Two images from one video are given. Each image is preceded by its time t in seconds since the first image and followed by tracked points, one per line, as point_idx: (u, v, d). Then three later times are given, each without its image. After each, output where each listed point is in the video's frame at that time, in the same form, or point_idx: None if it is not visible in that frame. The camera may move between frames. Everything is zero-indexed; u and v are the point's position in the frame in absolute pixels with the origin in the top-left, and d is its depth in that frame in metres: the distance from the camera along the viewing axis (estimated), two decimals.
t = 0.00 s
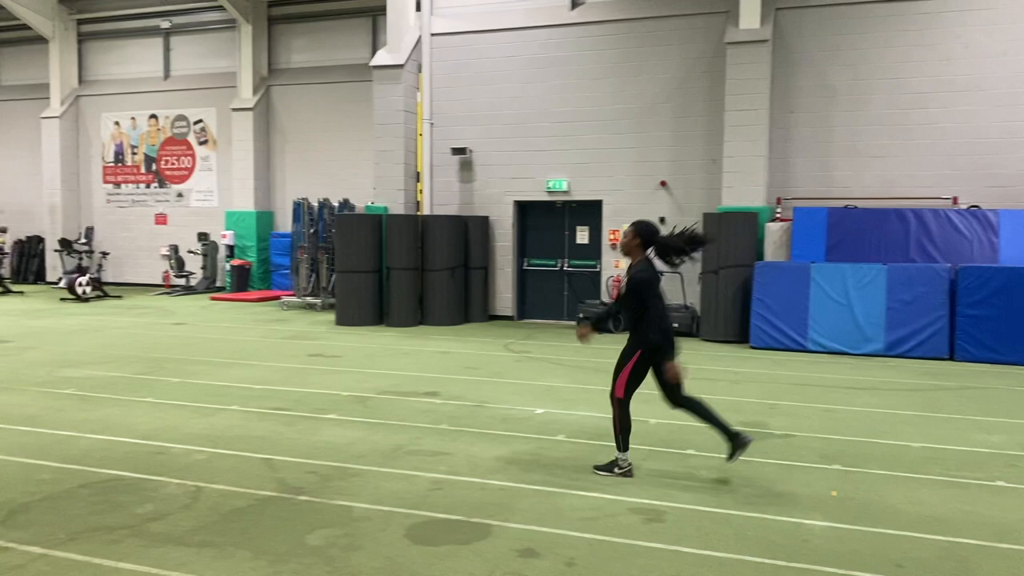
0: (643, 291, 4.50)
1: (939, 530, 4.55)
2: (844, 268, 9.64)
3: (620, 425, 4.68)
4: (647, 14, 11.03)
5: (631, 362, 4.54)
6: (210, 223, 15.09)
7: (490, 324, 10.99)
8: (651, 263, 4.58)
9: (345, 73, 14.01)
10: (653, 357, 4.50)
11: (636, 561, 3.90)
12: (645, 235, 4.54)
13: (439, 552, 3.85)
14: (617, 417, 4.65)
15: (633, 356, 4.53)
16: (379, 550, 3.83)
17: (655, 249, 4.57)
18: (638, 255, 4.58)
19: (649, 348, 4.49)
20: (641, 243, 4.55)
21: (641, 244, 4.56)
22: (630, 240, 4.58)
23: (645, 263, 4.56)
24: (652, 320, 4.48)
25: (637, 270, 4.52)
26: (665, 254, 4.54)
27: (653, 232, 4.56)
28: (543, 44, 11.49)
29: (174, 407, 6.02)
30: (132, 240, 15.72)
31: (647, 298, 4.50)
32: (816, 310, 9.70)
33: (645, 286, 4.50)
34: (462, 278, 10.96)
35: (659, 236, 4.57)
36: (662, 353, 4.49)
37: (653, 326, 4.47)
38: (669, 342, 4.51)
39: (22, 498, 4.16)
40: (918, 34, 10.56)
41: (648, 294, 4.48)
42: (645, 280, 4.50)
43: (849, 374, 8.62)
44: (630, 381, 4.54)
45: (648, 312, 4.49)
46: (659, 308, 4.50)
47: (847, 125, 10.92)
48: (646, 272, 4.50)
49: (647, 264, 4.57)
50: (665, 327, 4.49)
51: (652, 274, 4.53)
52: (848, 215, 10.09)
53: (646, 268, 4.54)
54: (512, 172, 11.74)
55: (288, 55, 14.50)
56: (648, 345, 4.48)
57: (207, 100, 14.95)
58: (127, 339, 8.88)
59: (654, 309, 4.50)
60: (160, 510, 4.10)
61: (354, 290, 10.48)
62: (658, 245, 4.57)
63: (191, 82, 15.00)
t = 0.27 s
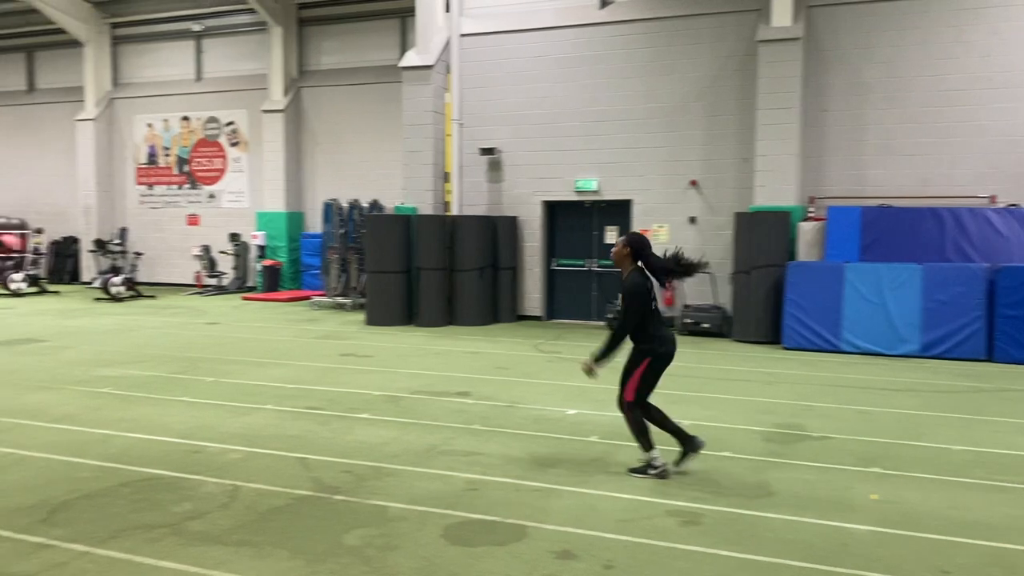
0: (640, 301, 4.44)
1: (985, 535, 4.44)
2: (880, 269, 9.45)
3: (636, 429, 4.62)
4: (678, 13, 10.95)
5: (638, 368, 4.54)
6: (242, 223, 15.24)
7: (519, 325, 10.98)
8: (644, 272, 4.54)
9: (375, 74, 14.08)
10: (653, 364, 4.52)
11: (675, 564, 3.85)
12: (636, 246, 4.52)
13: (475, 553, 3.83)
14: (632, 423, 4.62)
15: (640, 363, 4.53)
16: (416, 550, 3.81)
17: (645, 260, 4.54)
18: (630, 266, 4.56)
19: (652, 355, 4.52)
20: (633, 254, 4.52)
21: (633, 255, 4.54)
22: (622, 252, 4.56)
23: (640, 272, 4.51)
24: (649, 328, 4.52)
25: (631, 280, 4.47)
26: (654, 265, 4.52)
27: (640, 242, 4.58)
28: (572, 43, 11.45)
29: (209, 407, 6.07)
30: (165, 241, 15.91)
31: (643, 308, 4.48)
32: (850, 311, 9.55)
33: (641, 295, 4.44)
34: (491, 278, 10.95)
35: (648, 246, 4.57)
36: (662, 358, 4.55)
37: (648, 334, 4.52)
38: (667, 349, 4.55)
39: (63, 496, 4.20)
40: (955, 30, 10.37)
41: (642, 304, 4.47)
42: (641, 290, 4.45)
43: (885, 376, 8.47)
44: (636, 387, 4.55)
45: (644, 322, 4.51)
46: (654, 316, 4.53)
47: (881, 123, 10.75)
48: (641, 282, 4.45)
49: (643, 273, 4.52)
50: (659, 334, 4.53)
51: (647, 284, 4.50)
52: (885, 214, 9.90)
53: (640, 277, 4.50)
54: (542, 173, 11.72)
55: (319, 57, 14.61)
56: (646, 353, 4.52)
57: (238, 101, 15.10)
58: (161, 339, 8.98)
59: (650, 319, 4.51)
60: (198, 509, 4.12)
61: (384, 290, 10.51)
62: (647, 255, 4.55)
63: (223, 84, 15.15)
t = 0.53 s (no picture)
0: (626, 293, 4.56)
1: None
2: (915, 269, 9.29)
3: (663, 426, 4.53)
4: (707, 11, 10.86)
5: (653, 358, 4.56)
6: (271, 224, 15.36)
7: (547, 325, 10.93)
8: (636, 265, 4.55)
9: (403, 75, 14.13)
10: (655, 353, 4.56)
11: (714, 568, 3.78)
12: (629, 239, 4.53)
13: (512, 555, 3.79)
14: (660, 421, 4.53)
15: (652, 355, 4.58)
16: (452, 551, 3.78)
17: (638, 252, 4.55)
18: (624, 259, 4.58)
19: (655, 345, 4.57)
20: (626, 247, 4.54)
21: (626, 249, 4.55)
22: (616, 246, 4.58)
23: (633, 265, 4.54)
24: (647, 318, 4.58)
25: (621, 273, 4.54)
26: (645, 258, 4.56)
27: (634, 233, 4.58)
28: (600, 42, 11.39)
29: (242, 406, 6.09)
30: (195, 241, 16.08)
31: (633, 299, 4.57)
32: (884, 312, 9.38)
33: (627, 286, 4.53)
34: (519, 278, 10.92)
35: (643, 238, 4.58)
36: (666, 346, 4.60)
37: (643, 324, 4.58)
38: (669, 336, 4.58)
39: (101, 493, 4.23)
40: (992, 25, 10.16)
41: (631, 295, 4.55)
42: (630, 282, 4.51)
43: (922, 377, 8.31)
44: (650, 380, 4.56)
45: (638, 313, 4.57)
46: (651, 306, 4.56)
47: (916, 121, 10.57)
48: (628, 273, 4.51)
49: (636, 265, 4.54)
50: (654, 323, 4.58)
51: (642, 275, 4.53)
52: (919, 214, 9.71)
53: (634, 269, 4.52)
54: (570, 173, 11.67)
55: (347, 58, 14.68)
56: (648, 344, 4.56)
57: (267, 103, 15.22)
58: (193, 338, 9.05)
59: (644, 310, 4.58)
60: (234, 508, 4.13)
61: (413, 291, 10.51)
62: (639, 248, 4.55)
63: (252, 86, 15.28)
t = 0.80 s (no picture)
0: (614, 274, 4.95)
1: None
2: (951, 268, 9.12)
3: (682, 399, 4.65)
4: (737, 8, 10.73)
5: (650, 336, 4.79)
6: (299, 224, 15.45)
7: (575, 325, 10.87)
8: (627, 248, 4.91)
9: (430, 75, 14.14)
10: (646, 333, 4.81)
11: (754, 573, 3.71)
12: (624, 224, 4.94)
13: (547, 557, 3.74)
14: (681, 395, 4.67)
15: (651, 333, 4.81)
16: (487, 553, 3.75)
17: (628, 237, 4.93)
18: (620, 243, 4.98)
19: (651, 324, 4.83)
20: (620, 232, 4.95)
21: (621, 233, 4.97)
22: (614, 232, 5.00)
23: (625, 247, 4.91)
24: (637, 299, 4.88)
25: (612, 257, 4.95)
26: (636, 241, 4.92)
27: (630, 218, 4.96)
28: (629, 40, 11.30)
29: (274, 405, 6.11)
30: (224, 241, 16.21)
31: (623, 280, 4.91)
32: (918, 311, 9.21)
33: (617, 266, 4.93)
34: (546, 277, 10.85)
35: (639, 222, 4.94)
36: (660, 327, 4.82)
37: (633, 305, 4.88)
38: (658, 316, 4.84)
39: (138, 492, 4.24)
40: None
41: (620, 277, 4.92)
42: (617, 263, 4.88)
43: (960, 379, 8.14)
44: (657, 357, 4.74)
45: (626, 293, 4.92)
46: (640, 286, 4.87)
47: (951, 118, 10.37)
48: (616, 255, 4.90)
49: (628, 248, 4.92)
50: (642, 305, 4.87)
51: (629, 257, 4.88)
52: (955, 212, 9.45)
53: (624, 251, 4.91)
54: (598, 172, 11.59)
55: (373, 59, 14.72)
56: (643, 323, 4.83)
57: (295, 104, 15.31)
58: (224, 338, 9.12)
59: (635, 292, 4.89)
60: (269, 508, 4.12)
61: (440, 290, 10.50)
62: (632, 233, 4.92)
63: (280, 87, 15.37)
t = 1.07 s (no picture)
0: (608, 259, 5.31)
1: None
2: (988, 268, 8.95)
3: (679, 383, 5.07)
4: (767, 5, 10.59)
5: (643, 323, 5.17)
6: (326, 224, 15.51)
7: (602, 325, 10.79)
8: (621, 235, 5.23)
9: (456, 75, 14.13)
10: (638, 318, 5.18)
11: None
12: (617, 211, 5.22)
13: (583, 561, 3.68)
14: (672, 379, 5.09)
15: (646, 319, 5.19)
16: (522, 556, 3.70)
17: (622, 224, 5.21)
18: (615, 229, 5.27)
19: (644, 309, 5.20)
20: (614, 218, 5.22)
21: (616, 220, 5.23)
22: (609, 218, 5.29)
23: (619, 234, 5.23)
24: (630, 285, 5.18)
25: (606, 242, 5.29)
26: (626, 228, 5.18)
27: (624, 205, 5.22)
28: (657, 38, 11.20)
29: (304, 404, 6.11)
30: (252, 241, 16.31)
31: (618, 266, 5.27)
32: (954, 312, 9.02)
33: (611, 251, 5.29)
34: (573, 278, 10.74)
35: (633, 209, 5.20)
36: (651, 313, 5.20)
37: (627, 291, 5.23)
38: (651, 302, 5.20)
39: (171, 491, 4.25)
40: None
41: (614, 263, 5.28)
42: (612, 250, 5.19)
43: (998, 381, 7.95)
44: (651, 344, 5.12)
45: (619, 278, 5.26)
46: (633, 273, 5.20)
47: (987, 116, 10.16)
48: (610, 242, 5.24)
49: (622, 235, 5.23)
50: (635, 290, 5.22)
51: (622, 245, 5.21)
52: (993, 211, 9.18)
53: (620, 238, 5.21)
54: (626, 171, 11.51)
55: (399, 59, 14.73)
56: (637, 309, 5.17)
57: (322, 105, 15.38)
58: (252, 337, 9.15)
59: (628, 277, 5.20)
60: (301, 508, 4.10)
61: (467, 290, 10.47)
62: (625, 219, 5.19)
63: (307, 88, 15.44)
